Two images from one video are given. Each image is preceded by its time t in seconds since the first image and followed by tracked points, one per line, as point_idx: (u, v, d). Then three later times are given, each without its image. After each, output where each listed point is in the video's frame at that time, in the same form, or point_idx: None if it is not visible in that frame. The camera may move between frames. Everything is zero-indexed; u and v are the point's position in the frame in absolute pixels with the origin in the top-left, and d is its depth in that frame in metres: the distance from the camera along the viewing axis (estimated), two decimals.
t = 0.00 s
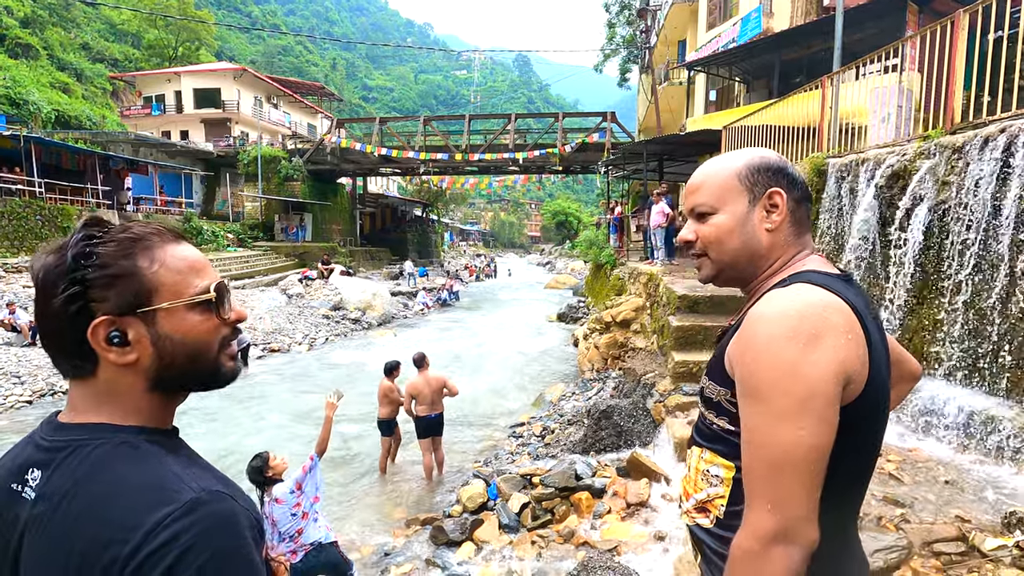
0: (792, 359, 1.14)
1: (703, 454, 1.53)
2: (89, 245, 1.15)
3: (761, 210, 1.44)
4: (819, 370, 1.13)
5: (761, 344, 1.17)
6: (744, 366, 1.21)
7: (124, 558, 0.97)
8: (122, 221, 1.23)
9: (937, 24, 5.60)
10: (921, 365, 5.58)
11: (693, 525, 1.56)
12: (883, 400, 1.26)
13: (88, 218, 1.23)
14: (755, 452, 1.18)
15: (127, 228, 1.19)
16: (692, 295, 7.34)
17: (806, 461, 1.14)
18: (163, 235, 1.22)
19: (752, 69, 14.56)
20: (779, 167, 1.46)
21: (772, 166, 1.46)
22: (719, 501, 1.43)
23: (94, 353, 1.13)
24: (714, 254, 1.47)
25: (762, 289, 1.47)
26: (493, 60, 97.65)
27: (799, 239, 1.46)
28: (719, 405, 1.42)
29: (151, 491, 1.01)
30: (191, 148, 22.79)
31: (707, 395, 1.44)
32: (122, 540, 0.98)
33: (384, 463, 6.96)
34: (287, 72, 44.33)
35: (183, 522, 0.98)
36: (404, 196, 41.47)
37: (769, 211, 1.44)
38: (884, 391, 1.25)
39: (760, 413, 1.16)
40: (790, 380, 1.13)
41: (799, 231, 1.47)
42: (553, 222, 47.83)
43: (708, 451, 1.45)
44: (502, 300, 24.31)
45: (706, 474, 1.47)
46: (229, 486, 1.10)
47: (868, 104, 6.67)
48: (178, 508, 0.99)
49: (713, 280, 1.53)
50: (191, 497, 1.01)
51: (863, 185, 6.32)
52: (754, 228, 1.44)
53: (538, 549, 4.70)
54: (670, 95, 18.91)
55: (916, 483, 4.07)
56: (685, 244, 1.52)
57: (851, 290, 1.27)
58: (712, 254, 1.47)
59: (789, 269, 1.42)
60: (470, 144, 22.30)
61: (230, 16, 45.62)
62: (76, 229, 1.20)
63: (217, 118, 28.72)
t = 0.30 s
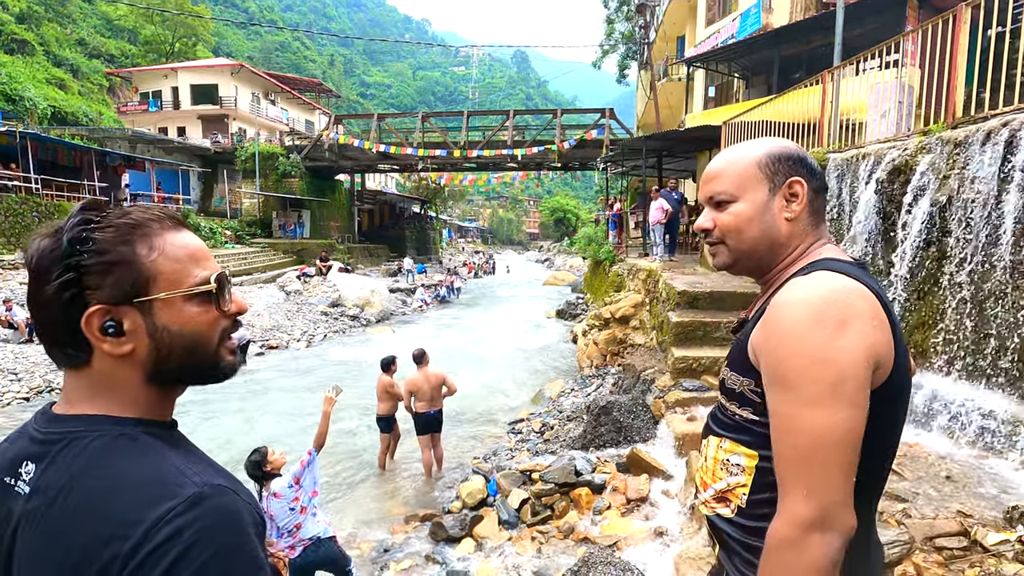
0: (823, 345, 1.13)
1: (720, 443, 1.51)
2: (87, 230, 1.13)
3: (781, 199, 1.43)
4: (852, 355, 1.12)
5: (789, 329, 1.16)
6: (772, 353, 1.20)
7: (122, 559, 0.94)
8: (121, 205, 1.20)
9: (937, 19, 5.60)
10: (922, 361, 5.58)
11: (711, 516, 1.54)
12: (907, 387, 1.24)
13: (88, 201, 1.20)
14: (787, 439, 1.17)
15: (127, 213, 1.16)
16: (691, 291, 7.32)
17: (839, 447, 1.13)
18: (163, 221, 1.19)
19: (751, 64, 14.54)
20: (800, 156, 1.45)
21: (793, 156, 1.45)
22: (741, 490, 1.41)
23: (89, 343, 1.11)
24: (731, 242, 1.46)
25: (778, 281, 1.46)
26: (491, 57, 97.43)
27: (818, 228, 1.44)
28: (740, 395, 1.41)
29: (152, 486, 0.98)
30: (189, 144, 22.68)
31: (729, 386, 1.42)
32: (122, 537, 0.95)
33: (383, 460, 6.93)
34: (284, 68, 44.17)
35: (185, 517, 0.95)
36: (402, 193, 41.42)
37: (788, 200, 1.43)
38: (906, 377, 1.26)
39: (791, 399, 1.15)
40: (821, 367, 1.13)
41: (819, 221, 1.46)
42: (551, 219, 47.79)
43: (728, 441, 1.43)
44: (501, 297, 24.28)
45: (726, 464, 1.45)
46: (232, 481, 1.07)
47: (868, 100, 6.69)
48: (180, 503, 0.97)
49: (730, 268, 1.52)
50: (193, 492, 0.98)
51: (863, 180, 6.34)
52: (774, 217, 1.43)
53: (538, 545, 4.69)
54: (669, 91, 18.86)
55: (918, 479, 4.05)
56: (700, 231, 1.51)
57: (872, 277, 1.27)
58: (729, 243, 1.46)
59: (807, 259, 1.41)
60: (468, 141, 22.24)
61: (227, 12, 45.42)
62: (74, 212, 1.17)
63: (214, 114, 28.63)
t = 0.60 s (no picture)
0: (856, 307, 1.12)
1: (738, 433, 1.50)
2: (80, 211, 1.10)
3: (780, 190, 1.41)
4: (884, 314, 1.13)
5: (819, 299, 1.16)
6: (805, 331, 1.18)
7: (119, 549, 0.93)
8: (118, 188, 1.18)
9: (941, 8, 5.55)
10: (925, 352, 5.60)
11: (732, 506, 1.53)
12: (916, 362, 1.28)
13: (80, 183, 1.18)
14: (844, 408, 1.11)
15: (123, 196, 1.14)
16: (692, 283, 7.31)
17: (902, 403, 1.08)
18: (161, 204, 1.17)
19: (753, 56, 14.46)
20: (801, 147, 1.42)
21: (794, 147, 1.41)
22: (764, 478, 1.39)
23: (83, 328, 1.09)
24: (731, 233, 1.44)
25: (782, 271, 1.44)
26: (490, 49, 96.92)
27: (819, 220, 1.42)
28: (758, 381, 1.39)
29: (147, 476, 0.96)
30: (187, 137, 22.59)
31: (746, 373, 1.41)
32: (116, 530, 0.94)
33: (383, 452, 6.94)
34: (283, 61, 43.96)
35: (181, 509, 0.94)
36: (401, 186, 41.32)
37: (787, 191, 1.41)
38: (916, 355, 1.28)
39: (840, 364, 1.11)
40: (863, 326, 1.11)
41: (820, 212, 1.43)
42: (551, 213, 47.73)
43: (747, 429, 1.42)
44: (501, 290, 24.26)
45: (744, 453, 1.44)
46: (231, 473, 1.06)
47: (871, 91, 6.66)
48: (176, 494, 0.95)
49: (731, 259, 1.50)
50: (190, 483, 0.96)
51: (865, 171, 6.30)
52: (773, 210, 1.41)
53: (539, 537, 4.70)
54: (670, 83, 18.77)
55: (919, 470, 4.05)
56: (702, 223, 1.49)
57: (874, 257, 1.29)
58: (729, 234, 1.45)
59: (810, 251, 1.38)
60: (468, 133, 22.16)
61: (225, 4, 45.12)
62: (66, 194, 1.14)
63: (213, 107, 28.53)
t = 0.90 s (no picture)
0: (849, 267, 1.09)
1: (730, 423, 1.50)
2: (100, 193, 1.09)
3: (777, 177, 1.38)
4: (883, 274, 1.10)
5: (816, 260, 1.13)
6: (802, 298, 1.13)
7: (121, 539, 0.92)
8: (138, 173, 1.17)
9: None
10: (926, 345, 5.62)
11: (722, 496, 1.53)
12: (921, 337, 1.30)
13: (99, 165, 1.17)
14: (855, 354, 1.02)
15: (144, 181, 1.13)
16: (693, 276, 7.30)
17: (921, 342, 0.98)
18: (180, 191, 1.17)
19: (755, 47, 14.38)
20: (804, 130, 1.37)
21: (796, 130, 1.37)
22: (750, 468, 1.40)
23: (97, 313, 1.08)
24: (728, 219, 1.45)
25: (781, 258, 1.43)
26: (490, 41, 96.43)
27: (823, 205, 1.37)
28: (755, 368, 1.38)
29: (152, 468, 0.96)
30: (186, 130, 22.50)
31: (743, 357, 1.40)
32: (119, 522, 0.93)
33: (384, 445, 6.95)
34: (282, 53, 43.73)
35: (186, 501, 0.93)
36: (402, 179, 41.18)
37: (784, 178, 1.38)
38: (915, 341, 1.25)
39: (847, 314, 1.04)
40: (867, 280, 1.06)
41: (824, 198, 1.38)
42: (552, 206, 47.63)
43: (740, 418, 1.42)
44: (502, 283, 24.24)
45: (735, 443, 1.45)
46: (236, 465, 1.05)
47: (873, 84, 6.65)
48: (180, 485, 0.94)
49: (732, 244, 1.51)
50: (194, 475, 0.96)
51: (868, 163, 6.29)
52: (768, 197, 1.39)
53: (540, 528, 4.72)
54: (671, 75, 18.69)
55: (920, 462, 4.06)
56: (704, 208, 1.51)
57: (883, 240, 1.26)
58: (727, 219, 1.46)
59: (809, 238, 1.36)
60: (468, 126, 22.06)
61: None
62: (85, 175, 1.13)
63: (212, 99, 28.41)
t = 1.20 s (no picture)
0: (845, 241, 1.05)
1: (716, 420, 1.49)
2: (101, 182, 1.07)
3: (768, 164, 1.32)
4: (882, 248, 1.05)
5: (812, 236, 1.10)
6: (795, 276, 1.08)
7: (118, 542, 0.91)
8: (142, 162, 1.15)
9: None
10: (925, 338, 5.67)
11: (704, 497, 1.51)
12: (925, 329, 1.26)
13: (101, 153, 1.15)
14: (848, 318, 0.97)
15: (148, 170, 1.11)
16: (691, 270, 7.29)
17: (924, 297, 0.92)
18: (185, 180, 1.14)
19: (754, 40, 14.32)
20: (798, 112, 1.28)
21: (789, 112, 1.29)
22: (731, 467, 1.39)
23: (97, 306, 1.05)
24: (722, 207, 1.42)
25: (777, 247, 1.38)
26: (488, 34, 95.96)
27: (820, 194, 1.29)
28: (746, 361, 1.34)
29: (149, 470, 0.93)
30: (182, 123, 22.36)
31: (729, 349, 1.38)
32: (115, 524, 0.91)
33: (382, 439, 6.94)
34: (278, 46, 43.42)
35: (185, 503, 0.91)
36: (399, 172, 41.02)
37: (774, 166, 1.32)
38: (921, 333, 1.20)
39: (842, 282, 0.99)
40: (862, 250, 1.02)
41: (822, 185, 1.30)
42: (550, 199, 47.57)
43: (723, 415, 1.41)
44: (499, 277, 24.20)
45: (719, 439, 1.43)
46: (239, 466, 1.03)
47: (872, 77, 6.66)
48: (179, 487, 0.92)
49: (730, 232, 1.47)
50: (194, 476, 0.93)
51: (868, 156, 6.29)
52: (758, 185, 1.34)
53: (539, 522, 4.73)
54: (669, 68, 18.68)
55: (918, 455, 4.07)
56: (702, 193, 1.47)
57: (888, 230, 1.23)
58: (720, 207, 1.42)
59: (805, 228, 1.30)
60: (466, 119, 21.96)
61: None
62: (88, 162, 1.11)
63: (207, 92, 28.23)
